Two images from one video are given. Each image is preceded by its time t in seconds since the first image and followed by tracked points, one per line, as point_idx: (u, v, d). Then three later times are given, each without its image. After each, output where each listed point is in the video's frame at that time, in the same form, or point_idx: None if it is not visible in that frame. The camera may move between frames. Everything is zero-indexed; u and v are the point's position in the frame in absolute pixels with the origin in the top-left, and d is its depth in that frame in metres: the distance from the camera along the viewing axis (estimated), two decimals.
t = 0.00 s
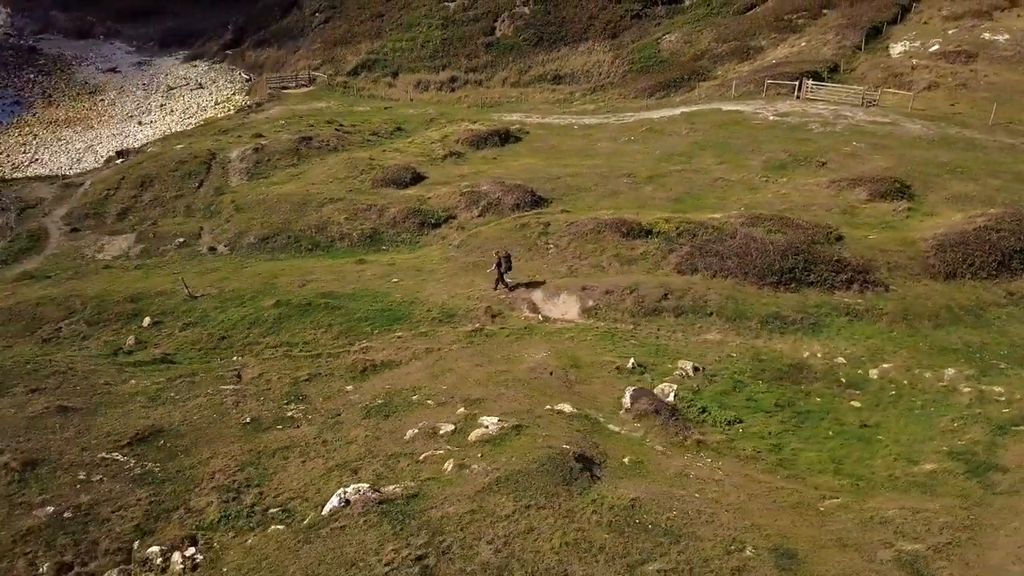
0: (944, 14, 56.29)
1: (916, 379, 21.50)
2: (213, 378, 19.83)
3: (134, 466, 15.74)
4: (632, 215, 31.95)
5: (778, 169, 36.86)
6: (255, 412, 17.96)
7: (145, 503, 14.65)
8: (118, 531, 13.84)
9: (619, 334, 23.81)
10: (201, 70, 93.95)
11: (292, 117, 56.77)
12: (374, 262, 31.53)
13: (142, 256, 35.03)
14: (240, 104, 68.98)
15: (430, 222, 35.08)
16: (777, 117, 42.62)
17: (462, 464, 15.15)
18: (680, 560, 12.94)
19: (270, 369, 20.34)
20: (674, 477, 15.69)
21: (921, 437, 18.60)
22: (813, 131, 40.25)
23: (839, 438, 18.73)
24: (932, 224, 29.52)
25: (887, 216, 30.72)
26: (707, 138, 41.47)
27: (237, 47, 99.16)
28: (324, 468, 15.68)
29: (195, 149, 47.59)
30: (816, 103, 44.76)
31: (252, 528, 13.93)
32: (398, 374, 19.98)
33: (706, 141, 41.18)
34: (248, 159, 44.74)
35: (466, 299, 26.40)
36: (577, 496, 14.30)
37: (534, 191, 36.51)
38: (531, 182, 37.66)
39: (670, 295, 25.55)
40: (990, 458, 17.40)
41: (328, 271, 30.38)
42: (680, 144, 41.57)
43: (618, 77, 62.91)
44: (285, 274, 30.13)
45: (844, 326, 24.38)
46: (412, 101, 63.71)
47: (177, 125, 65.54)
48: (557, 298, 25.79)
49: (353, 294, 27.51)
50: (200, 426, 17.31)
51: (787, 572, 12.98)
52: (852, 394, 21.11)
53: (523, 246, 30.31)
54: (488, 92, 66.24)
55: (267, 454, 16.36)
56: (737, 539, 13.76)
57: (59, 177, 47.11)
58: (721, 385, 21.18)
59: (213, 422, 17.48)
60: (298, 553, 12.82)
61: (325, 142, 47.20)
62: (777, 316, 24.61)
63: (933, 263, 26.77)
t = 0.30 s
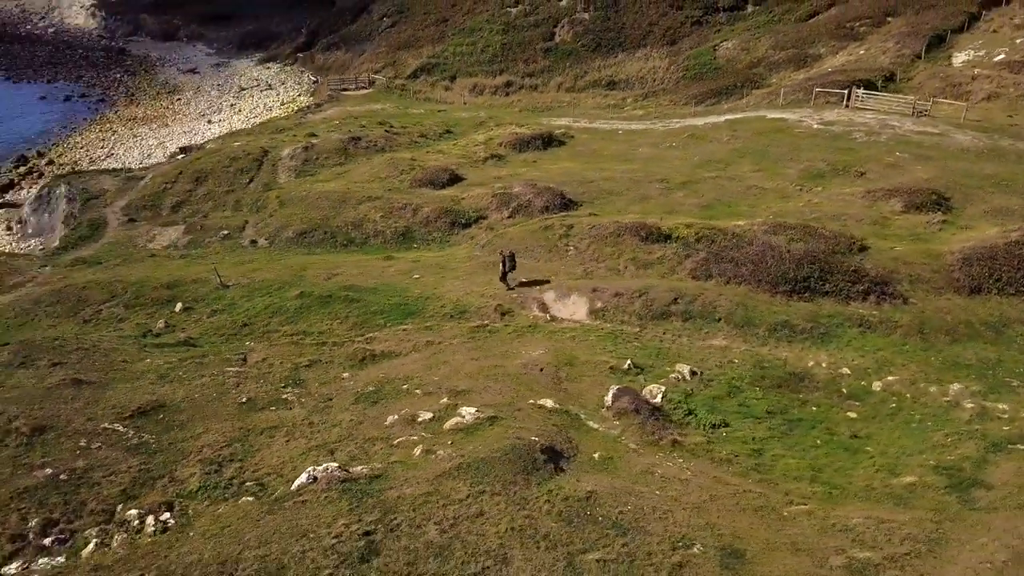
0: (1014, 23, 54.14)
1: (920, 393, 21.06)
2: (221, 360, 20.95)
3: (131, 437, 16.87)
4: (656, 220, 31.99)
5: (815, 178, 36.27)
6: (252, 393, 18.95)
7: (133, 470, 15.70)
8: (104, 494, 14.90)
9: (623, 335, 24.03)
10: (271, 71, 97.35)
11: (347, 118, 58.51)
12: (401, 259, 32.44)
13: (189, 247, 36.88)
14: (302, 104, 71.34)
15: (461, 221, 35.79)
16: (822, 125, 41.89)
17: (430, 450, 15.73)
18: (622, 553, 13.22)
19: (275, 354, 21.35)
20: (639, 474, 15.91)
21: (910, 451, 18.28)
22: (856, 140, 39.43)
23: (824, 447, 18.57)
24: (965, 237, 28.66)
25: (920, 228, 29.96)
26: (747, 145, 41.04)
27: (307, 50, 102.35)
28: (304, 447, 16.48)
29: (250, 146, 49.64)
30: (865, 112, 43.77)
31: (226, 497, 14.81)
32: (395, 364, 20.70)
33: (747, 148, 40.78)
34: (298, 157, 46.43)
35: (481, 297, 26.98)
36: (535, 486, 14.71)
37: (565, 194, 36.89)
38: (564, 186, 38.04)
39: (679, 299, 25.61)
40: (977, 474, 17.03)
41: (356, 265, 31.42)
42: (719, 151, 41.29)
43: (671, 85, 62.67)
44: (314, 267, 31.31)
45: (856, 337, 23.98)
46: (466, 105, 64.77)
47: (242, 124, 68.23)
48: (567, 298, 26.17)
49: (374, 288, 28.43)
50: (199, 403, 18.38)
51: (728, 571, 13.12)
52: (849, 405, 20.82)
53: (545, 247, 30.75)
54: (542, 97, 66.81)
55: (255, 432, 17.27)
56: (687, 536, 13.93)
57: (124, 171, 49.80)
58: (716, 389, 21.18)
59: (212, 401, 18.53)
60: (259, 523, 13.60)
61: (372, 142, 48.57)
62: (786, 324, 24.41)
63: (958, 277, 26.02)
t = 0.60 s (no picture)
0: None
1: (918, 406, 20.68)
2: (227, 350, 21.85)
3: (129, 417, 17.80)
4: (674, 226, 31.96)
5: (843, 188, 35.68)
6: (249, 381, 19.76)
7: (125, 448, 16.59)
8: (94, 468, 15.80)
9: (623, 339, 24.18)
10: (327, 75, 99.72)
11: (390, 121, 59.73)
12: (421, 259, 33.10)
13: (224, 243, 38.30)
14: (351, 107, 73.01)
15: (484, 224, 36.31)
16: (858, 135, 41.14)
17: (403, 441, 16.23)
18: (571, 547, 13.45)
19: (279, 346, 22.16)
20: (607, 473, 16.10)
21: (896, 463, 18.00)
22: (891, 151, 38.61)
23: (808, 456, 18.43)
24: (989, 251, 27.87)
25: (944, 241, 29.24)
26: (779, 154, 40.57)
27: (363, 55, 104.51)
28: (287, 434, 17.16)
29: (293, 148, 51.15)
30: (905, 123, 42.78)
31: (205, 477, 15.54)
32: (390, 359, 21.28)
33: (778, 156, 40.32)
34: (336, 158, 47.68)
35: (491, 297, 27.41)
36: (498, 479, 15.05)
37: (589, 199, 37.08)
38: (589, 191, 38.24)
39: (684, 305, 25.60)
40: (959, 489, 16.70)
41: (376, 264, 32.17)
42: (750, 159, 40.90)
43: (715, 94, 62.20)
44: (336, 264, 32.21)
45: (861, 349, 23.63)
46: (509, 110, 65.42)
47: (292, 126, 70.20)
48: (573, 301, 26.43)
49: (389, 286, 29.14)
50: (198, 389, 19.26)
51: (676, 570, 13.23)
52: (843, 416, 20.58)
53: (560, 251, 31.02)
54: (585, 103, 67.00)
55: (244, 418, 18.03)
56: (641, 534, 14.07)
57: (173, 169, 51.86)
58: (708, 395, 21.17)
59: (210, 387, 19.40)
60: (229, 501, 14.27)
61: (409, 145, 49.52)
62: (790, 333, 24.19)
63: (976, 291, 25.36)
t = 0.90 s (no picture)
0: None
1: (914, 420, 20.30)
2: (231, 342, 22.68)
3: (127, 401, 18.69)
4: (690, 234, 31.85)
5: (870, 198, 35.03)
6: (246, 372, 20.51)
7: (118, 430, 17.44)
8: (86, 448, 16.66)
9: (621, 343, 24.28)
10: (377, 80, 101.62)
11: (428, 126, 60.67)
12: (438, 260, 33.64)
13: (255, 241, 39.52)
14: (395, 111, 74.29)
15: (505, 227, 36.69)
16: (892, 145, 40.29)
17: (377, 433, 16.69)
18: (521, 541, 13.71)
19: (281, 339, 22.91)
20: (576, 473, 16.29)
21: (877, 476, 17.75)
22: (925, 162, 37.72)
23: (789, 465, 18.30)
24: (1011, 266, 27.09)
25: (965, 255, 28.50)
26: (809, 163, 39.99)
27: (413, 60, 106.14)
28: (271, 423, 17.79)
29: (330, 150, 52.40)
30: (943, 134, 41.73)
31: (186, 460, 16.26)
32: (386, 355, 21.80)
33: (808, 166, 39.74)
34: (370, 161, 48.68)
35: (498, 299, 27.77)
36: (462, 474, 15.38)
37: (611, 205, 37.16)
38: (612, 197, 38.30)
39: (688, 311, 25.53)
40: (937, 504, 16.40)
41: (394, 264, 32.82)
42: (779, 168, 40.40)
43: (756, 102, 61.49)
44: (355, 263, 32.97)
45: (864, 361, 23.24)
46: (548, 116, 65.76)
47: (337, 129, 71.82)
48: (577, 305, 26.61)
49: (401, 286, 29.74)
50: (196, 377, 20.08)
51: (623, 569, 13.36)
52: (835, 427, 20.32)
53: (573, 255, 31.22)
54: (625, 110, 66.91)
55: (235, 406, 18.74)
56: (596, 532, 14.22)
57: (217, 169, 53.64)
58: (698, 401, 21.13)
59: (208, 376, 20.20)
60: (201, 483, 14.92)
61: (443, 149, 50.25)
62: (792, 342, 23.93)
63: (990, 306, 24.71)
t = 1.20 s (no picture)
0: None
1: (908, 434, 19.89)
2: (237, 334, 23.48)
3: (128, 387, 19.55)
4: (706, 241, 31.63)
5: (897, 209, 34.24)
6: (245, 364, 21.23)
7: (114, 414, 18.27)
8: (81, 430, 17.51)
9: (620, 348, 24.31)
10: (426, 85, 103.01)
11: (466, 130, 61.32)
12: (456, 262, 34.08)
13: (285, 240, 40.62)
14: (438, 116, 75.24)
15: (525, 231, 36.96)
16: (927, 156, 39.28)
17: (355, 427, 17.14)
18: (475, 534, 13.97)
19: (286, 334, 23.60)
20: (546, 472, 16.45)
21: (858, 488, 17.49)
22: (959, 173, 36.69)
23: (769, 474, 18.14)
24: None
25: (987, 268, 27.69)
26: (839, 172, 39.26)
27: (461, 66, 107.26)
28: (259, 412, 18.41)
29: (367, 152, 53.45)
30: (983, 145, 40.52)
31: (171, 444, 16.96)
32: (383, 352, 22.28)
33: (838, 175, 39.01)
34: (403, 164, 49.52)
35: (505, 301, 28.06)
36: (430, 468, 15.70)
37: (632, 211, 37.12)
38: (635, 203, 38.26)
39: (691, 318, 25.41)
40: (913, 519, 16.09)
41: (412, 265, 33.39)
42: (808, 177, 39.76)
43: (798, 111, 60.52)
44: (373, 263, 33.65)
45: (866, 373, 22.82)
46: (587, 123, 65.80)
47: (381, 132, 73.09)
48: (582, 309, 26.73)
49: (415, 285, 30.26)
50: (197, 367, 20.87)
51: (573, 566, 13.50)
52: (825, 438, 20.04)
53: (587, 259, 31.30)
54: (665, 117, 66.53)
55: (228, 395, 19.43)
56: (553, 530, 14.39)
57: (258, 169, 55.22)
58: (688, 407, 21.06)
59: (208, 366, 20.97)
60: (179, 466, 15.58)
61: (476, 153, 50.78)
62: (793, 352, 23.62)
63: (1004, 321, 23.98)
